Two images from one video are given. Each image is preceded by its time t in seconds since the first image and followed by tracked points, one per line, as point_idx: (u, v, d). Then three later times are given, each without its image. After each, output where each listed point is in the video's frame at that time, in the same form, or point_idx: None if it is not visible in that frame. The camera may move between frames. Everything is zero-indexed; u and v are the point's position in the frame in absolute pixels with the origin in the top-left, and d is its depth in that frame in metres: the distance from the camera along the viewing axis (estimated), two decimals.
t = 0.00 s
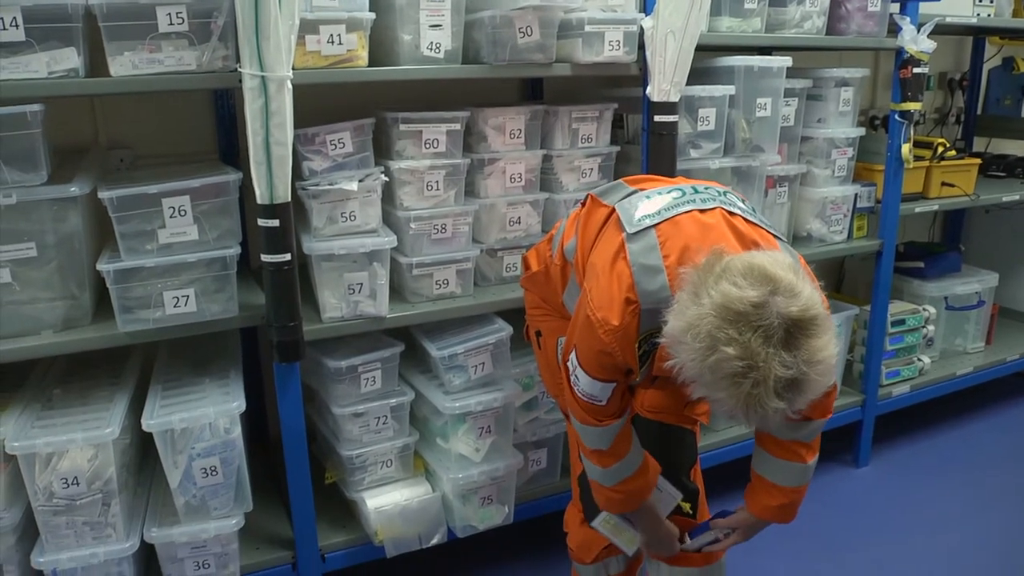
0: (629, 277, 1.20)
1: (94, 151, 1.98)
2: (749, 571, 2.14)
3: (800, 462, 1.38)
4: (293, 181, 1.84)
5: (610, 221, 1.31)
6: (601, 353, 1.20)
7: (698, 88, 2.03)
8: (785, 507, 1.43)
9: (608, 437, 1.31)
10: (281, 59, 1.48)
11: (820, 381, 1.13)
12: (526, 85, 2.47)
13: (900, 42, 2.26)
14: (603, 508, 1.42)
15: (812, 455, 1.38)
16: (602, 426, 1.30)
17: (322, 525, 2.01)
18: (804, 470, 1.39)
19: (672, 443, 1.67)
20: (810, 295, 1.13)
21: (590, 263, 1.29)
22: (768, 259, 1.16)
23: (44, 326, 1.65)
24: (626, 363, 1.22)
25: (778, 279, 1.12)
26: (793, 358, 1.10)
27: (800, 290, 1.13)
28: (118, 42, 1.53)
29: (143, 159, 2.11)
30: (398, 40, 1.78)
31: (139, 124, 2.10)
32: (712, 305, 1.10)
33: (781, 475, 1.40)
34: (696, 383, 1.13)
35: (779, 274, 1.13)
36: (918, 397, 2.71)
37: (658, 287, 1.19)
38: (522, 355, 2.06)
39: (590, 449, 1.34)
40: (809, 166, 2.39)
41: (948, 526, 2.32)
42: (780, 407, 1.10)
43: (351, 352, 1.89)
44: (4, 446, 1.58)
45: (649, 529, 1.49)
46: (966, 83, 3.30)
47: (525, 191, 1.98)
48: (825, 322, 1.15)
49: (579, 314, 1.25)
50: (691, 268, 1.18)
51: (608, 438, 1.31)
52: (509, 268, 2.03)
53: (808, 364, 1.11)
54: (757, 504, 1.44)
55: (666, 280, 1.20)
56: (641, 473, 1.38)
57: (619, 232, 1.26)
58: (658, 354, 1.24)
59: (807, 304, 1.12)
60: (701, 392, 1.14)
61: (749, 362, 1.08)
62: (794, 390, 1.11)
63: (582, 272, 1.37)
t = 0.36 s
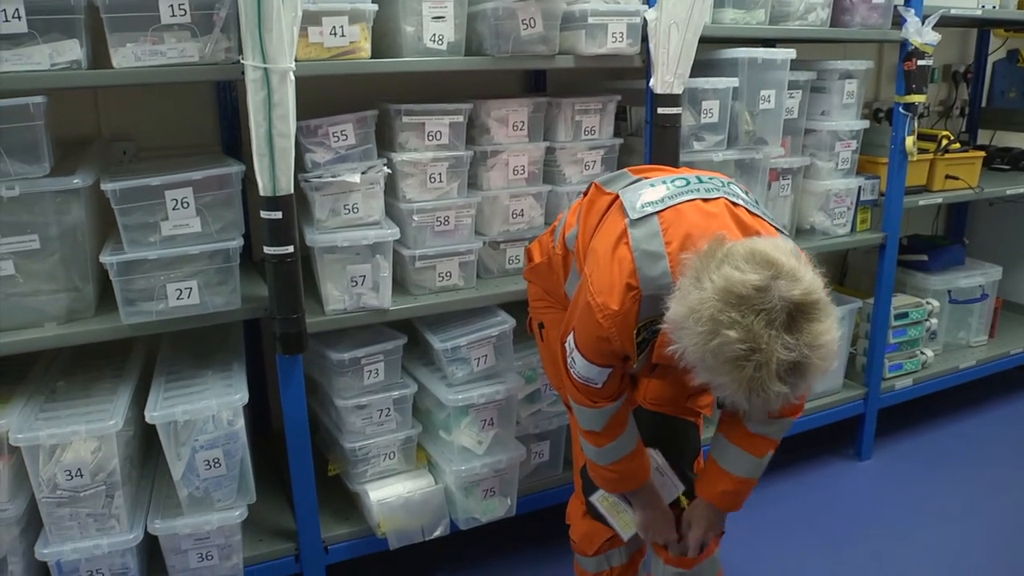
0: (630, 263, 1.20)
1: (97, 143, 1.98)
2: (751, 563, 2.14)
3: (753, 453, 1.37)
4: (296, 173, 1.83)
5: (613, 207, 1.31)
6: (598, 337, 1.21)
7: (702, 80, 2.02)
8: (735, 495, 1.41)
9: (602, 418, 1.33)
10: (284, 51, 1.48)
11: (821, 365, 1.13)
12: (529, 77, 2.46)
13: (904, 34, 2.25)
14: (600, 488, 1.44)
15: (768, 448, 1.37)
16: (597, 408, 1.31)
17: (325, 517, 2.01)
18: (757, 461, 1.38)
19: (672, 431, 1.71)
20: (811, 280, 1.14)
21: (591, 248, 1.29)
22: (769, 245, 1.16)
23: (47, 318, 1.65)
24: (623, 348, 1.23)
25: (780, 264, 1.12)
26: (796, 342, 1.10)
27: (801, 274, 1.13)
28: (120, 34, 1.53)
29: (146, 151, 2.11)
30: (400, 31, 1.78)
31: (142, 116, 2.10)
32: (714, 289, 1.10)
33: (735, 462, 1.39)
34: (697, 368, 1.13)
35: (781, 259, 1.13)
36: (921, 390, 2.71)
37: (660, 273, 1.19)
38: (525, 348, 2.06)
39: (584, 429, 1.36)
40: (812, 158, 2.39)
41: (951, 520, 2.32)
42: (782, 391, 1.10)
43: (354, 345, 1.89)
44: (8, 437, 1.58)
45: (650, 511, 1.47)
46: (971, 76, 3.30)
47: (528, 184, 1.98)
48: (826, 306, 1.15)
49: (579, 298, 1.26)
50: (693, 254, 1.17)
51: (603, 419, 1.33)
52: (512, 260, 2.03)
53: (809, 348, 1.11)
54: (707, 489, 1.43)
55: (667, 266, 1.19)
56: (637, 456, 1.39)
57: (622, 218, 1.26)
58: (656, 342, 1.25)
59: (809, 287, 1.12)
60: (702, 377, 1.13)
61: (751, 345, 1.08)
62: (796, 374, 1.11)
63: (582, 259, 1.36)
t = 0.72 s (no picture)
0: (631, 258, 1.20)
1: (99, 136, 1.98)
2: (753, 556, 2.15)
3: (721, 471, 1.38)
4: (298, 167, 1.83)
5: (616, 201, 1.31)
6: (594, 330, 1.22)
7: (705, 74, 2.02)
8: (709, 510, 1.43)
9: (595, 409, 1.34)
10: (286, 44, 1.47)
11: (819, 364, 1.13)
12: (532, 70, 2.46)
13: (908, 28, 2.25)
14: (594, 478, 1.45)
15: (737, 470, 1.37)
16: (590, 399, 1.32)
17: (327, 510, 2.02)
18: (727, 480, 1.39)
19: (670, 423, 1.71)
20: (808, 280, 1.14)
21: (592, 240, 1.29)
22: (767, 246, 1.16)
23: (50, 312, 1.65)
24: (618, 343, 1.23)
25: (778, 264, 1.12)
26: (793, 342, 1.10)
27: (799, 274, 1.13)
28: (121, 27, 1.52)
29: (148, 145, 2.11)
30: (402, 25, 1.77)
31: (144, 110, 2.10)
32: (712, 290, 1.10)
33: (706, 479, 1.40)
34: (696, 369, 1.13)
35: (778, 259, 1.13)
36: (924, 384, 2.71)
37: (660, 271, 1.19)
38: (527, 341, 2.06)
39: (578, 419, 1.37)
40: (815, 152, 2.39)
41: (952, 514, 2.32)
42: (780, 391, 1.11)
43: (356, 338, 1.89)
44: (11, 431, 1.58)
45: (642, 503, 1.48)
46: (974, 69, 3.29)
47: (531, 177, 1.98)
48: (824, 306, 1.15)
49: (577, 288, 1.26)
50: (691, 256, 1.17)
51: (596, 410, 1.34)
52: (514, 254, 2.03)
53: (807, 348, 1.11)
54: (679, 499, 1.45)
55: (668, 265, 1.19)
56: (631, 448, 1.40)
57: (626, 213, 1.26)
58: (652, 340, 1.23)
59: (807, 288, 1.12)
60: (701, 378, 1.13)
61: (749, 345, 1.08)
62: (794, 374, 1.12)
63: (581, 251, 1.36)
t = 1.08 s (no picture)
0: (630, 245, 1.20)
1: (101, 130, 1.98)
2: (755, 551, 2.15)
3: (751, 447, 1.41)
4: (301, 160, 1.83)
5: (618, 190, 1.30)
6: (587, 316, 1.21)
7: (707, 67, 2.02)
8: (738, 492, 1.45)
9: (580, 397, 1.33)
10: (288, 37, 1.47)
11: (817, 359, 1.13)
12: (534, 64, 2.46)
13: (911, 21, 2.24)
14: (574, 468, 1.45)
15: (764, 444, 1.41)
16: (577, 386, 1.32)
17: (330, 504, 2.02)
18: (756, 457, 1.42)
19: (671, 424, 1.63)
20: (804, 274, 1.13)
21: (590, 227, 1.28)
22: (762, 240, 1.16)
23: (53, 305, 1.65)
24: (610, 331, 1.23)
25: (773, 259, 1.12)
26: (790, 337, 1.10)
27: (794, 269, 1.12)
28: (123, 21, 1.52)
29: (150, 139, 2.11)
30: (405, 18, 1.77)
31: (146, 104, 2.10)
32: (708, 285, 1.10)
33: (736, 457, 1.43)
34: (693, 364, 1.13)
35: (774, 254, 1.12)
36: (926, 379, 2.72)
37: (658, 261, 1.19)
38: (529, 336, 2.06)
39: (562, 407, 1.37)
40: (818, 146, 2.39)
41: (954, 509, 2.32)
42: (777, 386, 1.11)
43: (359, 332, 1.89)
44: (14, 424, 1.58)
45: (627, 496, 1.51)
46: (978, 63, 3.28)
47: (533, 171, 1.98)
48: (821, 301, 1.15)
49: (572, 273, 1.25)
50: (686, 252, 1.18)
51: (581, 398, 1.34)
52: (516, 248, 2.03)
53: (804, 343, 1.11)
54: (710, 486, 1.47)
55: (665, 256, 1.19)
56: (614, 437, 1.40)
57: (627, 201, 1.25)
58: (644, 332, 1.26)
59: (802, 282, 1.12)
60: (698, 374, 1.13)
61: (745, 341, 1.08)
62: (791, 369, 1.11)
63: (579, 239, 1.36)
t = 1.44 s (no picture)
0: (631, 243, 1.19)
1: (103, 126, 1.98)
2: (756, 548, 2.15)
3: (731, 463, 1.40)
4: (303, 157, 1.83)
5: (618, 188, 1.30)
6: (593, 314, 1.20)
7: (710, 64, 2.01)
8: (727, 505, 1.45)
9: (590, 399, 1.32)
10: (290, 33, 1.47)
11: (818, 352, 1.13)
12: (536, 60, 2.46)
13: (914, 18, 2.24)
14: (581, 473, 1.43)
15: (746, 460, 1.39)
16: (585, 389, 1.31)
17: (332, 500, 2.02)
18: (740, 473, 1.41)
19: (670, 423, 1.63)
20: (803, 267, 1.13)
21: (592, 226, 1.28)
22: (761, 234, 1.16)
23: (55, 302, 1.65)
24: (613, 328, 1.22)
25: (772, 252, 1.11)
26: (790, 330, 1.09)
27: (793, 262, 1.12)
28: (125, 17, 1.51)
29: (152, 135, 2.11)
30: (407, 14, 1.77)
31: (148, 100, 2.10)
32: (707, 280, 1.09)
33: (718, 473, 1.43)
34: (694, 360, 1.13)
35: (772, 247, 1.12)
36: (928, 376, 2.71)
37: (659, 258, 1.19)
38: (531, 332, 2.06)
39: (570, 410, 1.35)
40: (820, 143, 2.39)
41: (956, 506, 2.32)
42: (779, 380, 1.10)
43: (361, 329, 1.89)
44: (16, 420, 1.59)
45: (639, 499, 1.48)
46: (981, 60, 3.29)
47: (535, 168, 1.98)
48: (821, 293, 1.14)
49: (573, 272, 1.25)
50: (687, 246, 1.17)
51: (590, 400, 1.32)
52: (518, 245, 2.04)
53: (804, 336, 1.10)
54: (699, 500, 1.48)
55: (666, 253, 1.19)
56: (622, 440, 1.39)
57: (627, 199, 1.25)
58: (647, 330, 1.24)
59: (801, 275, 1.11)
60: (699, 369, 1.13)
61: (746, 334, 1.08)
62: (792, 362, 1.11)
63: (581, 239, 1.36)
